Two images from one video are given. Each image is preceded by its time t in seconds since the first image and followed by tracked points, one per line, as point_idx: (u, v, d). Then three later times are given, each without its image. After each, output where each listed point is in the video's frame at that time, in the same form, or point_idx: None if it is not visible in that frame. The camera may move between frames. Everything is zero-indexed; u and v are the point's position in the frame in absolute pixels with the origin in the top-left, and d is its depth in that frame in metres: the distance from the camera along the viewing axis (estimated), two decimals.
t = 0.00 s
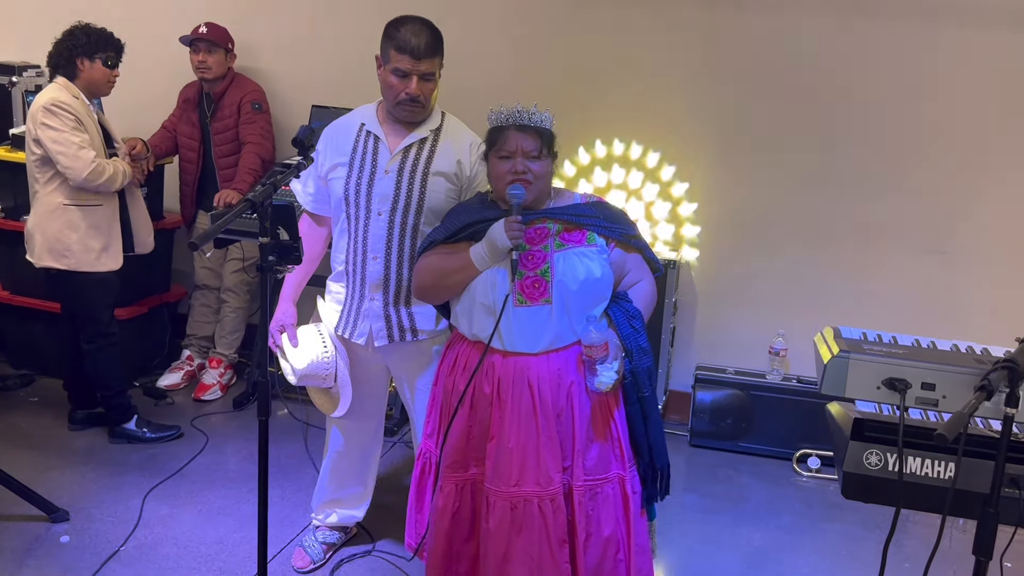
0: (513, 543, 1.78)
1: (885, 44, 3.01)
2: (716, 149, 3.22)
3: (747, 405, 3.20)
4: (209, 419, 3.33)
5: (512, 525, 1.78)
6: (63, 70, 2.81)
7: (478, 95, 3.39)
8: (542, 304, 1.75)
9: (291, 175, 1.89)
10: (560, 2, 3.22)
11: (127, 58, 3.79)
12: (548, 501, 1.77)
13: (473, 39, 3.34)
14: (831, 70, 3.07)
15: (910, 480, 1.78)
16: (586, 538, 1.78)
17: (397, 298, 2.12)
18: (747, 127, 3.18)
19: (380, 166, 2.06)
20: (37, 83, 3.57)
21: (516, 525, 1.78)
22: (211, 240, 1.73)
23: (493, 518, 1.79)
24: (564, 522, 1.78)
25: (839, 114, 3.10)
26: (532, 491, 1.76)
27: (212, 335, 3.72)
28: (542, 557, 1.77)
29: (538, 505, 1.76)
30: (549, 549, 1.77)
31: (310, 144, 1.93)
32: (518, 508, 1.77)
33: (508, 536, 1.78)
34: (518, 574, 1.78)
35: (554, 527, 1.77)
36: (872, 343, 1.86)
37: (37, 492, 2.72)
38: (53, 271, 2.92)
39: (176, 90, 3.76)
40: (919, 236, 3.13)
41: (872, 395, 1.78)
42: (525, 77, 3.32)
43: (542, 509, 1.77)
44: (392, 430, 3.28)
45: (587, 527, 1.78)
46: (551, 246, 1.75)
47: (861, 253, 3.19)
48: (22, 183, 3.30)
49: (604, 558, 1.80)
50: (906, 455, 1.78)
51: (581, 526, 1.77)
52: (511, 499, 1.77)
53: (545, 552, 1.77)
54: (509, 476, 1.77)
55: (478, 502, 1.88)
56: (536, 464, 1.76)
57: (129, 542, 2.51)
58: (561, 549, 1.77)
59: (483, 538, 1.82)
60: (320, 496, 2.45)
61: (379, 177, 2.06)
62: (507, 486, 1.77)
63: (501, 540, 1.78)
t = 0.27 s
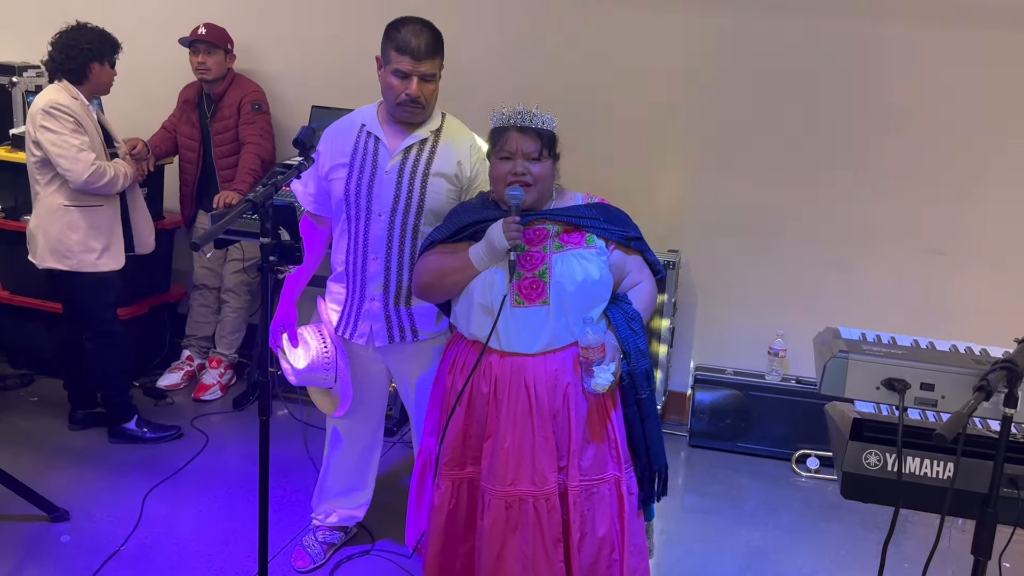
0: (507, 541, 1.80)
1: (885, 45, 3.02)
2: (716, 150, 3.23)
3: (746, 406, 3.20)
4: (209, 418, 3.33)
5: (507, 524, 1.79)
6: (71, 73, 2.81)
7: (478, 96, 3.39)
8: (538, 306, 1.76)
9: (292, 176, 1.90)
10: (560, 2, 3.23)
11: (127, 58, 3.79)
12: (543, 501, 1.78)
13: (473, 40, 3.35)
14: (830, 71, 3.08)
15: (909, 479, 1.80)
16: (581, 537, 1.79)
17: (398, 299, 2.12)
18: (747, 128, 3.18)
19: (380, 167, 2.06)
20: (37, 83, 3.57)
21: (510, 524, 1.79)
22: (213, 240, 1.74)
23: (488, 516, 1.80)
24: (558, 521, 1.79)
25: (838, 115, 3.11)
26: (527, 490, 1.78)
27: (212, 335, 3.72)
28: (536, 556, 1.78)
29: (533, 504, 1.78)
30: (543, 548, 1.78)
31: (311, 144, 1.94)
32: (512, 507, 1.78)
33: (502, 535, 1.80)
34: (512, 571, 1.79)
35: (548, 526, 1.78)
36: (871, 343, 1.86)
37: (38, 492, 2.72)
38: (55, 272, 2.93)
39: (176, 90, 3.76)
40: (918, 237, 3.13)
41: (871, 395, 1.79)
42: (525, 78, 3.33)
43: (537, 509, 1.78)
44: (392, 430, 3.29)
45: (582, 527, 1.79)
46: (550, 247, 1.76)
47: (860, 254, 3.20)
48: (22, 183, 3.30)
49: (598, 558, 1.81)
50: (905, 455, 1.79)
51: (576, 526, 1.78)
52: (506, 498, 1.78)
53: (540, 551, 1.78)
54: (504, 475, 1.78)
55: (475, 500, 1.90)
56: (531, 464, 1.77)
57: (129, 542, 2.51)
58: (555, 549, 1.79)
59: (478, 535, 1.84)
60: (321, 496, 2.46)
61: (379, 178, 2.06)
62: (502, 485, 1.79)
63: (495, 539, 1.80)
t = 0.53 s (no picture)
0: (503, 540, 1.80)
1: (885, 45, 3.02)
2: (716, 150, 3.23)
3: (746, 406, 3.20)
4: (210, 418, 3.33)
5: (503, 523, 1.79)
6: (73, 73, 2.81)
7: (479, 97, 3.39)
8: (538, 306, 1.76)
9: (293, 176, 1.90)
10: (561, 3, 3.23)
11: (128, 58, 3.79)
12: (539, 501, 1.78)
13: (473, 40, 3.35)
14: (830, 72, 3.08)
15: (911, 480, 1.80)
16: (578, 539, 1.79)
17: (398, 299, 2.12)
18: (747, 128, 3.19)
19: (380, 167, 2.07)
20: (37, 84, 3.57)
21: (507, 523, 1.79)
22: (215, 240, 1.74)
23: (484, 515, 1.80)
24: (554, 522, 1.79)
25: (838, 116, 3.11)
26: (523, 490, 1.78)
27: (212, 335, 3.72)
28: (532, 555, 1.79)
29: (529, 504, 1.78)
30: (538, 548, 1.78)
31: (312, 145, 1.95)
32: (508, 507, 1.79)
33: (498, 534, 1.80)
34: (508, 571, 1.79)
35: (545, 526, 1.78)
36: (872, 344, 1.86)
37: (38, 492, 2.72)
38: (55, 272, 2.93)
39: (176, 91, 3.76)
40: (918, 237, 3.14)
41: (873, 396, 1.79)
42: (526, 78, 3.33)
43: (533, 508, 1.78)
44: (392, 430, 3.29)
45: (579, 529, 1.79)
46: (551, 248, 1.76)
47: (860, 254, 3.20)
48: (23, 183, 3.30)
49: (595, 560, 1.80)
50: (906, 455, 1.80)
51: (572, 527, 1.78)
52: (503, 497, 1.79)
53: (536, 551, 1.79)
54: (500, 475, 1.78)
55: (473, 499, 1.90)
56: (528, 464, 1.78)
57: (129, 542, 2.51)
58: (551, 549, 1.79)
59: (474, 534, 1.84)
60: (321, 496, 2.45)
61: (380, 179, 2.07)
62: (498, 485, 1.79)
63: (491, 538, 1.80)
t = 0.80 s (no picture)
0: (495, 540, 1.80)
1: (883, 47, 3.03)
2: (714, 152, 3.23)
3: (744, 407, 3.21)
4: (208, 419, 3.33)
5: (495, 524, 1.80)
6: (72, 75, 2.80)
7: (478, 98, 3.40)
8: (532, 307, 1.75)
9: (292, 177, 1.90)
10: (559, 5, 3.24)
11: (127, 59, 3.79)
12: (532, 502, 1.79)
13: (472, 42, 3.35)
14: (827, 73, 3.09)
15: (909, 480, 1.81)
16: (570, 541, 1.79)
17: (396, 300, 2.13)
18: (745, 130, 3.19)
19: (379, 169, 2.07)
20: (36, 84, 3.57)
21: (498, 523, 1.80)
22: (213, 241, 1.75)
23: (476, 516, 1.80)
24: (546, 523, 1.79)
25: (836, 117, 3.12)
26: (515, 491, 1.78)
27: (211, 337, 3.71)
28: (523, 556, 1.79)
29: (521, 505, 1.78)
30: (530, 549, 1.79)
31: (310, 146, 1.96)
32: (500, 507, 1.79)
33: (490, 534, 1.80)
34: (499, 571, 1.80)
35: (536, 527, 1.79)
36: (869, 345, 1.87)
37: (36, 493, 2.72)
38: (54, 274, 2.93)
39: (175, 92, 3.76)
40: (915, 238, 3.14)
41: (870, 397, 1.79)
42: (524, 79, 3.33)
43: (525, 509, 1.78)
44: (389, 431, 3.29)
45: (572, 530, 1.79)
46: (548, 249, 1.76)
47: (858, 256, 3.20)
48: (21, 184, 3.30)
49: (588, 562, 1.81)
50: (904, 456, 1.80)
51: (565, 529, 1.79)
52: (495, 498, 1.79)
53: (527, 552, 1.79)
54: (493, 475, 1.78)
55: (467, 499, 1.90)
56: (520, 465, 1.78)
57: (128, 543, 2.51)
58: (543, 551, 1.79)
59: (467, 533, 1.84)
60: (319, 497, 2.45)
61: (378, 180, 2.07)
62: (490, 485, 1.79)
63: (482, 537, 1.80)
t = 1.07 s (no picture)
0: (489, 541, 1.82)
1: (880, 49, 3.03)
2: (712, 154, 3.23)
3: (742, 409, 3.21)
4: (206, 421, 3.33)
5: (489, 525, 1.81)
6: (65, 75, 2.80)
7: (476, 99, 3.40)
8: (527, 309, 1.76)
9: (288, 179, 1.89)
10: (557, 7, 3.24)
11: (125, 61, 3.79)
12: (526, 504, 1.79)
13: (470, 43, 3.35)
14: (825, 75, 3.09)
15: (906, 482, 1.80)
16: (564, 544, 1.79)
17: (394, 302, 2.13)
18: (743, 131, 3.19)
19: (376, 170, 2.07)
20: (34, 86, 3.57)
21: (492, 525, 1.81)
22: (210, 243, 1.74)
23: (470, 517, 1.82)
24: (540, 526, 1.80)
25: (834, 119, 3.12)
26: (509, 492, 1.79)
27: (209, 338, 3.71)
28: (517, 558, 1.80)
29: (515, 507, 1.79)
30: (523, 550, 1.80)
31: (308, 147, 1.94)
32: (494, 509, 1.80)
33: (483, 535, 1.81)
34: (493, 572, 1.82)
35: (530, 529, 1.79)
36: (866, 347, 1.87)
37: (34, 494, 2.72)
38: (52, 275, 2.93)
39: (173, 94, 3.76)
40: (913, 240, 3.14)
41: (866, 399, 1.80)
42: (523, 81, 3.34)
43: (519, 511, 1.79)
44: (388, 433, 3.29)
45: (566, 533, 1.79)
46: (544, 251, 1.77)
47: (856, 257, 3.20)
48: (20, 186, 3.30)
49: (583, 565, 1.81)
50: (900, 458, 1.80)
51: (559, 532, 1.79)
52: (488, 499, 1.80)
53: (520, 553, 1.80)
54: (487, 477, 1.79)
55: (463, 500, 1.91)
56: (514, 467, 1.79)
57: (125, 544, 2.51)
58: (536, 553, 1.80)
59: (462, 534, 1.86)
60: (316, 499, 2.45)
61: (376, 181, 2.07)
62: (484, 487, 1.80)
63: (476, 539, 1.81)
